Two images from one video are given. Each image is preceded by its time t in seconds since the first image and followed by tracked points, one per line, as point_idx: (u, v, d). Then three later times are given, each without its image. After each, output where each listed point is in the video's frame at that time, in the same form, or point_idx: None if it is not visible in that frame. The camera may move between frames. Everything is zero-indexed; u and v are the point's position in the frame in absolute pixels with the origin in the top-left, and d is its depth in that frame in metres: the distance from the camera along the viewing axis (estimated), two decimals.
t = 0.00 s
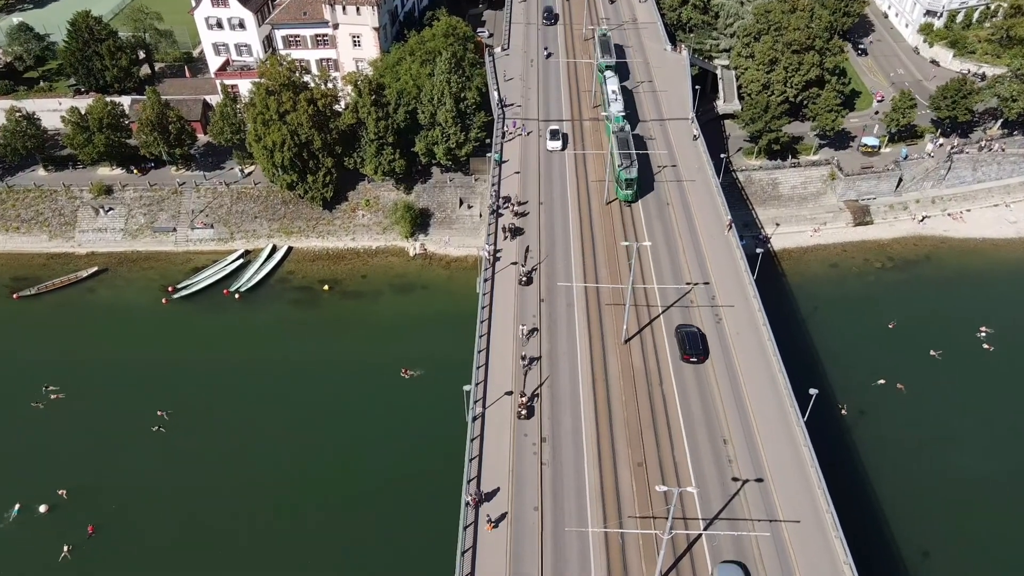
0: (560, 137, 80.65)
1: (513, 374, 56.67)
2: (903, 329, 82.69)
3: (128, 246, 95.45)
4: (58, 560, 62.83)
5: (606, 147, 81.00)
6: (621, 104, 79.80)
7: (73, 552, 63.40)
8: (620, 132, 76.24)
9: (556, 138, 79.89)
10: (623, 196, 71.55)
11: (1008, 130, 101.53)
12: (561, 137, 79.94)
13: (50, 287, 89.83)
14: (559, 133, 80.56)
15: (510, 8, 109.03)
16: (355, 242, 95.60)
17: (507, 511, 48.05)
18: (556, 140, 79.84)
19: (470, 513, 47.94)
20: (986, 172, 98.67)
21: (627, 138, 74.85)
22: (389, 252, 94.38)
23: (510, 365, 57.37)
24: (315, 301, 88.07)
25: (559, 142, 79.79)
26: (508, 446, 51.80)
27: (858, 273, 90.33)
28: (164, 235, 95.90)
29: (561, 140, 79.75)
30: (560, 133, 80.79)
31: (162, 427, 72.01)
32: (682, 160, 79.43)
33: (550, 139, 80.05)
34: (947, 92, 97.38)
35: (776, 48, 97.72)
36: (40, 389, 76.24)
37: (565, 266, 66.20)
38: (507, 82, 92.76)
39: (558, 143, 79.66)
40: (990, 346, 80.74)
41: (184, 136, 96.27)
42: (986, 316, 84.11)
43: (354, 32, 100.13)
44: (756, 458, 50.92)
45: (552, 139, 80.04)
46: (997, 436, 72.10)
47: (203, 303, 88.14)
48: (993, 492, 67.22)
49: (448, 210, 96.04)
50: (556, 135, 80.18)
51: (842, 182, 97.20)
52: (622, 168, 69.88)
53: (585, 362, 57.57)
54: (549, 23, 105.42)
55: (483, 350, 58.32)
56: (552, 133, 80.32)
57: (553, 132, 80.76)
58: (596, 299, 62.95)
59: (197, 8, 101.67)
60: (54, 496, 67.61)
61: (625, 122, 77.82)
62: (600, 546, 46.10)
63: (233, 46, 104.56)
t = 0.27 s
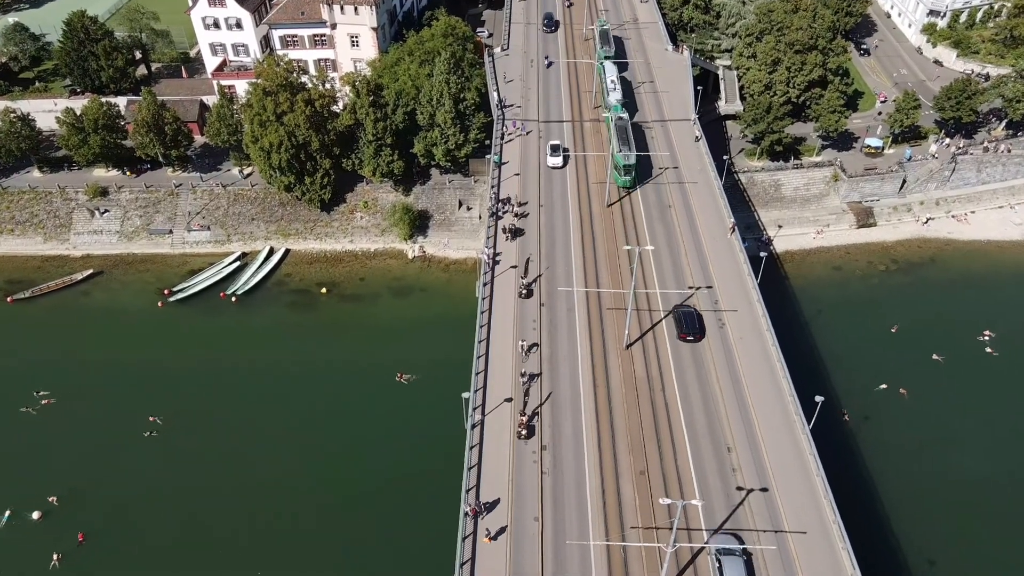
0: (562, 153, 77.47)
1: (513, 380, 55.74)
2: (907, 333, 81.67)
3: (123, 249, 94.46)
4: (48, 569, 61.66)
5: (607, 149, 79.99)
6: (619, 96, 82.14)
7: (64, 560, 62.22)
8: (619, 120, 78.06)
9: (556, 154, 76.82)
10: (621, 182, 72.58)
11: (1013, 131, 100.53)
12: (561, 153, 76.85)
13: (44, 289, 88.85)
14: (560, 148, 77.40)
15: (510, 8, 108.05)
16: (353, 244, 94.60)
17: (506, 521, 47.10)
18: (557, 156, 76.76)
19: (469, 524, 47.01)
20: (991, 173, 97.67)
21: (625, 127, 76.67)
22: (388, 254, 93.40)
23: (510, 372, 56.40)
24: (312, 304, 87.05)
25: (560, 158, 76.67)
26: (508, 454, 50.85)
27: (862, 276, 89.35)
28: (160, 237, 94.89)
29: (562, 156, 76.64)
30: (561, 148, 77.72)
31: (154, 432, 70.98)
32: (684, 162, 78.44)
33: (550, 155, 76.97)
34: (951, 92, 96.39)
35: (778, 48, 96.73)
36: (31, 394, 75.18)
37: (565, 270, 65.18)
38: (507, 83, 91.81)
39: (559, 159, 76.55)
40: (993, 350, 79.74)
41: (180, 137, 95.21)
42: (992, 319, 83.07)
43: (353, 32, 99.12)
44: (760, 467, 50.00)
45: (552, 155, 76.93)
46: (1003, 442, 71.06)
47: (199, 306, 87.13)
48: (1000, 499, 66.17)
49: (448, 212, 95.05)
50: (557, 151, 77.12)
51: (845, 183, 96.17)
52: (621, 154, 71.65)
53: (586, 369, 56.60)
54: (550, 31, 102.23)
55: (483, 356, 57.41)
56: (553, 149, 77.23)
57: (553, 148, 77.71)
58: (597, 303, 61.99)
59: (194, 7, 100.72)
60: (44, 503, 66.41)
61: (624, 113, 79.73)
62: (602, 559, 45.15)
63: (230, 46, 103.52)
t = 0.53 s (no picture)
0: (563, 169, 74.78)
1: (512, 387, 54.90)
2: (911, 337, 80.65)
3: (119, 251, 93.52)
4: None
5: (608, 151, 79.06)
6: (618, 85, 82.32)
7: (54, 569, 61.07)
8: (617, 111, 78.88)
9: (557, 170, 74.18)
10: (620, 172, 74.15)
11: (1017, 133, 99.59)
12: (562, 168, 74.23)
13: (39, 293, 87.89)
14: (561, 163, 74.84)
15: (509, 8, 107.13)
16: (351, 247, 93.64)
17: (506, 532, 46.21)
18: (557, 171, 74.11)
19: (467, 536, 46.14)
20: (995, 175, 96.69)
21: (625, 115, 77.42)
22: (386, 257, 92.43)
23: (510, 379, 55.52)
24: (310, 308, 86.07)
25: (561, 174, 73.99)
26: (507, 464, 49.97)
27: (865, 279, 88.40)
28: (157, 239, 93.89)
29: (563, 171, 73.96)
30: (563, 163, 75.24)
31: (147, 438, 70.05)
32: (686, 164, 77.47)
33: (551, 170, 74.37)
34: (955, 93, 95.42)
35: (781, 49, 95.79)
36: (23, 399, 74.21)
37: (566, 274, 64.27)
38: (506, 83, 90.89)
39: (560, 175, 73.83)
40: (996, 355, 78.73)
41: (177, 138, 94.23)
42: (997, 323, 82.04)
43: (351, 32, 98.17)
44: (764, 476, 49.11)
45: (552, 171, 74.31)
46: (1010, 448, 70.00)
47: (195, 309, 86.14)
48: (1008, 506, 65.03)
49: (447, 214, 94.10)
50: (558, 166, 74.54)
51: (848, 185, 95.24)
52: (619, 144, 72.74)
53: (587, 376, 55.67)
54: (551, 38, 99.71)
55: (482, 362, 56.57)
56: (554, 164, 74.71)
57: (553, 163, 75.13)
58: (598, 308, 61.09)
59: (191, 8, 99.77)
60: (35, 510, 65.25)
61: (622, 103, 80.08)
62: (604, 572, 44.26)
63: (228, 46, 102.57)
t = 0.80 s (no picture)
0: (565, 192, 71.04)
1: (512, 398, 53.72)
2: (917, 343, 79.32)
3: (113, 256, 92.22)
4: None
5: (610, 154, 77.78)
6: (617, 75, 82.76)
7: None
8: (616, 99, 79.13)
9: (558, 192, 70.42)
10: (619, 160, 74.52)
11: None
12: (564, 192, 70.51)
13: (31, 298, 86.59)
14: (563, 185, 71.18)
15: (509, 8, 105.80)
16: (348, 251, 92.38)
17: (505, 549, 45.06)
18: (559, 194, 70.39)
19: (466, 553, 44.97)
20: (1001, 178, 95.38)
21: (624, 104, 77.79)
22: (384, 261, 91.16)
23: (510, 389, 54.32)
24: (306, 313, 84.72)
25: (563, 197, 70.26)
26: (507, 478, 48.82)
27: (870, 283, 87.10)
28: (151, 243, 92.60)
29: (565, 195, 70.24)
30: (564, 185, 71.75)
31: (136, 447, 68.74)
32: (688, 168, 76.18)
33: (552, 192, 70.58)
34: (961, 95, 94.11)
35: (784, 50, 94.48)
36: (12, 407, 72.90)
37: (567, 281, 63.01)
38: (506, 85, 89.66)
39: (562, 198, 70.09)
40: (1002, 361, 77.31)
41: (172, 141, 92.91)
42: (1004, 329, 80.66)
43: (348, 33, 96.85)
44: (771, 490, 47.91)
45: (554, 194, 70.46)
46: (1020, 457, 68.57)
47: (189, 315, 84.79)
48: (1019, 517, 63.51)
49: (446, 217, 92.79)
50: (559, 188, 70.89)
51: (852, 188, 93.92)
52: (619, 131, 73.14)
53: (589, 386, 54.47)
54: (551, 48, 96.27)
55: (481, 372, 55.40)
56: (556, 187, 70.94)
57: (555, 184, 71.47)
58: (600, 316, 59.84)
59: (186, 8, 98.46)
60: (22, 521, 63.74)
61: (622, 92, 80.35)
62: None
63: (224, 47, 101.26)
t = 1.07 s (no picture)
0: (567, 215, 68.00)
1: (512, 409, 52.60)
2: (922, 349, 78.07)
3: (108, 260, 91.09)
4: None
5: (611, 158, 76.63)
6: (616, 67, 83.51)
7: None
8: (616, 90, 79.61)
9: (559, 215, 67.35)
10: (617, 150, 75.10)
11: None
12: (566, 214, 67.45)
13: (24, 303, 85.42)
14: (564, 208, 68.19)
15: (508, 9, 104.65)
16: (346, 255, 91.20)
17: (505, 566, 43.95)
18: (561, 216, 67.31)
19: (465, 570, 43.84)
20: (1007, 181, 94.17)
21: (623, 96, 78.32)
22: (383, 266, 90.00)
23: (509, 400, 53.21)
24: (303, 319, 83.49)
25: (565, 220, 67.12)
26: (507, 492, 47.71)
27: (875, 288, 85.88)
28: (146, 248, 91.45)
29: (567, 217, 67.15)
30: (566, 206, 68.75)
31: (126, 457, 67.57)
32: (691, 172, 75.01)
33: (553, 215, 67.55)
34: (966, 97, 92.94)
35: (787, 52, 93.31)
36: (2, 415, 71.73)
37: (567, 288, 61.84)
38: (505, 87, 88.60)
39: (564, 221, 66.93)
40: (1006, 368, 76.02)
41: (167, 144, 91.74)
42: (1011, 335, 79.36)
43: (346, 35, 95.72)
44: (777, 504, 46.80)
45: (555, 217, 67.41)
46: None
47: (184, 320, 83.59)
48: None
49: (444, 221, 91.66)
50: (561, 210, 67.87)
51: (857, 192, 92.75)
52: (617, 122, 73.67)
53: (590, 397, 53.34)
54: (552, 59, 93.44)
55: (480, 383, 54.30)
56: (557, 209, 67.92)
57: (556, 207, 68.48)
58: (601, 325, 58.72)
59: (182, 10, 97.30)
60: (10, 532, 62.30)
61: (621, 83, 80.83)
62: None
63: (220, 49, 100.09)
